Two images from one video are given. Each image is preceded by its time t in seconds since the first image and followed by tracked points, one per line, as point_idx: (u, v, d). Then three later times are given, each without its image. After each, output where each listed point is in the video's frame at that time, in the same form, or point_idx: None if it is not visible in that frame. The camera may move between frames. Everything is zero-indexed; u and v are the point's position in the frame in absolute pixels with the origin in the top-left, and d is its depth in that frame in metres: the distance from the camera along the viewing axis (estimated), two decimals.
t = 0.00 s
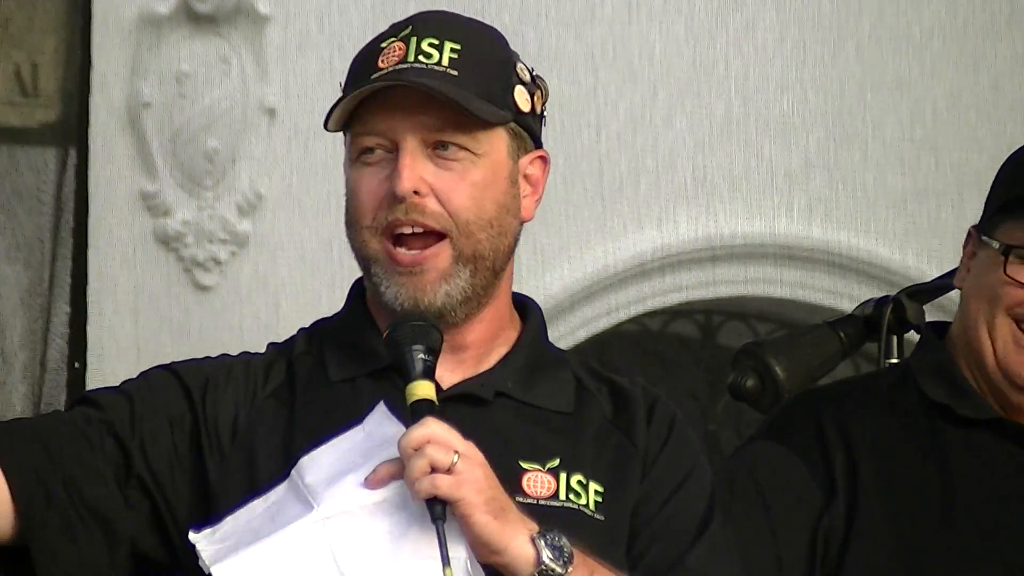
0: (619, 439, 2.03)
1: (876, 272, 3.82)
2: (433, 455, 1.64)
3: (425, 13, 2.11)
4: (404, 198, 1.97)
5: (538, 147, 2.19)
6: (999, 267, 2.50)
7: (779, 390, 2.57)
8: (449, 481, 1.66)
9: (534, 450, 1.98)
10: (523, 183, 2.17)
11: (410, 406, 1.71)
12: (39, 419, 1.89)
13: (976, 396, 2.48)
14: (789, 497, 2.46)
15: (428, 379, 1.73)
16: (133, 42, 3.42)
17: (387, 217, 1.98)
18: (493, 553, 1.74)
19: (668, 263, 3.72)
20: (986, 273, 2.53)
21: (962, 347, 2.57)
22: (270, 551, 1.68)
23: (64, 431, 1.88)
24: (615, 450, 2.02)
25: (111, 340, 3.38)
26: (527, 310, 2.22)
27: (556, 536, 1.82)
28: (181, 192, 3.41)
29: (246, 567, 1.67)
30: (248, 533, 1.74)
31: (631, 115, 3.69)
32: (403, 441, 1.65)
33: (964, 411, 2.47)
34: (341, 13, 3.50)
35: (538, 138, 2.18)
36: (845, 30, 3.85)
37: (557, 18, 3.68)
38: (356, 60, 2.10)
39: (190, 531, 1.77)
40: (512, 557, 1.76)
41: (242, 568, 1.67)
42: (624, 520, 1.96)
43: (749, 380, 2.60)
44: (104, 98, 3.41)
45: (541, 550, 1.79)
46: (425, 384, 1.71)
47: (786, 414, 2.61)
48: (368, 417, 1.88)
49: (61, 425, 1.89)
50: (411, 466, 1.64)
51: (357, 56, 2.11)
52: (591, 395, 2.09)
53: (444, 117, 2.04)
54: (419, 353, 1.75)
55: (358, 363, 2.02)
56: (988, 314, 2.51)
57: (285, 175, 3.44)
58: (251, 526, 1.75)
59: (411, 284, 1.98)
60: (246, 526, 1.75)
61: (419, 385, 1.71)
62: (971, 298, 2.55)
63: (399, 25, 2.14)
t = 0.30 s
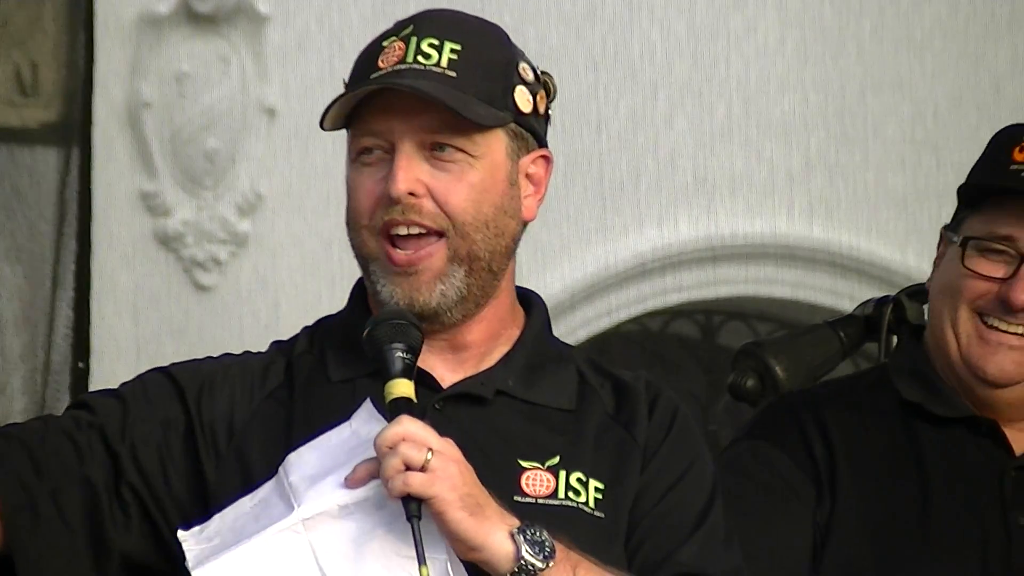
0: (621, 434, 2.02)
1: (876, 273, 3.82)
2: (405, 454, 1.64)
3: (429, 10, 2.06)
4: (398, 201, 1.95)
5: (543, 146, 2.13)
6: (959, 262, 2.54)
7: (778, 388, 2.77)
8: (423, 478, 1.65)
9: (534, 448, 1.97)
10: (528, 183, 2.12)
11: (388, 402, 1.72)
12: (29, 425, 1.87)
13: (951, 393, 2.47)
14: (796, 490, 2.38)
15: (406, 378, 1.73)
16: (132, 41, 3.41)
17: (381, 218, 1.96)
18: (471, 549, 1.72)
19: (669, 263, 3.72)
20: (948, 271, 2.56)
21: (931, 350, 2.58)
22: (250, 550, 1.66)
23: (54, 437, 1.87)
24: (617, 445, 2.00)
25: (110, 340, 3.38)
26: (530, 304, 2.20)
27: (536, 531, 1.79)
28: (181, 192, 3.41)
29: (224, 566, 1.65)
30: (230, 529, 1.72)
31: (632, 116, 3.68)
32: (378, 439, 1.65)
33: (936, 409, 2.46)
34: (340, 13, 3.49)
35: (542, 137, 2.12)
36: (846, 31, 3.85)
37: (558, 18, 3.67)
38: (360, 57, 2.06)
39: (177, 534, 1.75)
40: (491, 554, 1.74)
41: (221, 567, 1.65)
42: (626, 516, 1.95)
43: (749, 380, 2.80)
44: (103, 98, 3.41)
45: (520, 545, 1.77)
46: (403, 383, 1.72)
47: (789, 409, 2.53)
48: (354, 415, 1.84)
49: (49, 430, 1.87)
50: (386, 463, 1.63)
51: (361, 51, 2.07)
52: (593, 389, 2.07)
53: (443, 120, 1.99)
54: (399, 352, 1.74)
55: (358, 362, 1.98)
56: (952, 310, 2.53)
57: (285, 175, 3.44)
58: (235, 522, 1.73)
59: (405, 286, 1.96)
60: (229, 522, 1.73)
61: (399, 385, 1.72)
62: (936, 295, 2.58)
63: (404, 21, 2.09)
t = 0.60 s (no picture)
0: (616, 428, 2.06)
1: (877, 273, 3.82)
2: (393, 442, 1.70)
3: (437, 6, 2.18)
4: (380, 174, 2.03)
5: (540, 148, 2.22)
6: (941, 260, 2.71)
7: (778, 388, 2.80)
8: (408, 467, 1.71)
9: (529, 442, 2.01)
10: (519, 180, 2.20)
11: (381, 393, 1.75)
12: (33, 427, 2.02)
13: (937, 396, 2.64)
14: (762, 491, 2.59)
15: (400, 368, 1.76)
16: (132, 41, 3.41)
17: (363, 192, 2.04)
18: (457, 538, 1.78)
19: (670, 263, 3.72)
20: (932, 269, 2.73)
21: (920, 348, 2.74)
22: (239, 541, 1.75)
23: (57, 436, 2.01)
24: (612, 438, 2.05)
25: (110, 339, 3.38)
26: (530, 297, 2.30)
27: (525, 522, 1.85)
28: (181, 192, 3.41)
29: (215, 556, 1.74)
30: (223, 519, 1.81)
31: (632, 117, 3.68)
32: (366, 428, 1.71)
33: (919, 412, 2.63)
34: (342, 14, 3.50)
35: (539, 138, 2.22)
36: (847, 32, 3.85)
37: (558, 18, 3.67)
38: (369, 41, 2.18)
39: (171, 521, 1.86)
40: (478, 543, 1.80)
41: (213, 556, 1.74)
42: (621, 509, 1.99)
43: (749, 379, 2.84)
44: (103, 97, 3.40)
45: (507, 535, 1.82)
46: (395, 370, 1.75)
47: (762, 415, 2.72)
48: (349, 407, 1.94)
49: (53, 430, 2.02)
50: (372, 452, 1.70)
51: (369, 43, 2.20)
52: (591, 381, 2.13)
53: (434, 102, 2.09)
54: (392, 340, 1.77)
55: (353, 355, 2.09)
56: (936, 308, 2.70)
57: (285, 175, 3.45)
58: (228, 512, 1.83)
59: (381, 259, 2.02)
60: (224, 513, 1.83)
61: (390, 372, 1.75)
62: (922, 296, 2.74)
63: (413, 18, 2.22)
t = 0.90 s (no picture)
0: (623, 428, 2.04)
1: (878, 274, 3.81)
2: (386, 403, 1.66)
3: (461, 5, 2.15)
4: (419, 163, 1.99)
5: (564, 144, 2.20)
6: (925, 260, 2.69)
7: (778, 388, 2.79)
8: (399, 428, 1.67)
9: (536, 441, 1.99)
10: (546, 177, 2.17)
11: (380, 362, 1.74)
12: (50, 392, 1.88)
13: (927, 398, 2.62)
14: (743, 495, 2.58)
15: (399, 339, 1.76)
16: (133, 41, 3.42)
17: (402, 183, 1.99)
18: (447, 504, 1.73)
19: (671, 262, 3.72)
20: (917, 269, 2.71)
21: (911, 351, 2.72)
22: (230, 500, 1.72)
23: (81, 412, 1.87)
24: (619, 439, 2.02)
25: (110, 340, 3.38)
26: (544, 308, 2.26)
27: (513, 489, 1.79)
28: (181, 192, 3.41)
29: (205, 516, 1.71)
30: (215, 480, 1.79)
31: (633, 118, 3.68)
32: (361, 389, 1.68)
33: (910, 413, 2.61)
34: (342, 16, 3.50)
35: (563, 135, 2.19)
36: (848, 34, 3.84)
37: (559, 20, 3.67)
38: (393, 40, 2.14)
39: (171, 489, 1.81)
40: (469, 509, 1.74)
41: (203, 514, 1.72)
42: (626, 509, 1.96)
43: (748, 379, 2.82)
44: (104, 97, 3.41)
45: (497, 504, 1.76)
46: (394, 341, 1.75)
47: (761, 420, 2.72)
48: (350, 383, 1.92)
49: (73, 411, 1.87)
50: (365, 413, 1.67)
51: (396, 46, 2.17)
52: (602, 388, 2.11)
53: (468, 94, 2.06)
54: (395, 314, 1.78)
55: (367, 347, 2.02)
56: (922, 308, 2.68)
57: (285, 175, 3.45)
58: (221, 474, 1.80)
59: (420, 252, 1.97)
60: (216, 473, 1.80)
61: (390, 342, 1.75)
62: (910, 295, 2.72)
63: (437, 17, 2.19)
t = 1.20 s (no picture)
0: (622, 428, 2.07)
1: (877, 275, 3.83)
2: (388, 411, 1.72)
3: (441, 7, 2.17)
4: (398, 174, 2.00)
5: (549, 144, 2.22)
6: (909, 261, 2.76)
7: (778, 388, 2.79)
8: (402, 436, 1.73)
9: (534, 441, 2.01)
10: (531, 178, 2.20)
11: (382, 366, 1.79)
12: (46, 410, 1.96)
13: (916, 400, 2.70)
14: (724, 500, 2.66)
15: (401, 344, 1.80)
16: (132, 41, 3.41)
17: (381, 195, 2.01)
18: (450, 511, 1.79)
19: (671, 262, 3.73)
20: (903, 270, 2.78)
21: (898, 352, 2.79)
22: (236, 506, 1.79)
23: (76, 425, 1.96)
24: (617, 439, 2.05)
25: (111, 340, 3.38)
26: (538, 304, 2.28)
27: (517, 496, 1.85)
28: (181, 192, 3.41)
29: (213, 521, 1.78)
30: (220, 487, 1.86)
31: (633, 119, 3.67)
32: (364, 398, 1.73)
33: (897, 414, 2.69)
34: (342, 16, 3.49)
35: (548, 135, 2.21)
36: (848, 35, 3.84)
37: (559, 20, 3.66)
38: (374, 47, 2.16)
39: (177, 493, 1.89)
40: (469, 517, 1.80)
41: (210, 519, 1.79)
42: (624, 509, 1.99)
43: (748, 379, 2.81)
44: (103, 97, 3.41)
45: (499, 512, 1.82)
46: (397, 346, 1.78)
47: (740, 426, 2.79)
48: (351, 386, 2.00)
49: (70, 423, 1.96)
50: (369, 421, 1.72)
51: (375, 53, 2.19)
52: (600, 389, 2.13)
53: (447, 101, 2.07)
54: (397, 317, 1.81)
55: (362, 352, 2.08)
56: (907, 309, 2.75)
57: (285, 175, 3.45)
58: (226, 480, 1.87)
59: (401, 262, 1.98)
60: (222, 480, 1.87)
61: (390, 347, 1.79)
62: (896, 295, 2.78)
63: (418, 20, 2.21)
